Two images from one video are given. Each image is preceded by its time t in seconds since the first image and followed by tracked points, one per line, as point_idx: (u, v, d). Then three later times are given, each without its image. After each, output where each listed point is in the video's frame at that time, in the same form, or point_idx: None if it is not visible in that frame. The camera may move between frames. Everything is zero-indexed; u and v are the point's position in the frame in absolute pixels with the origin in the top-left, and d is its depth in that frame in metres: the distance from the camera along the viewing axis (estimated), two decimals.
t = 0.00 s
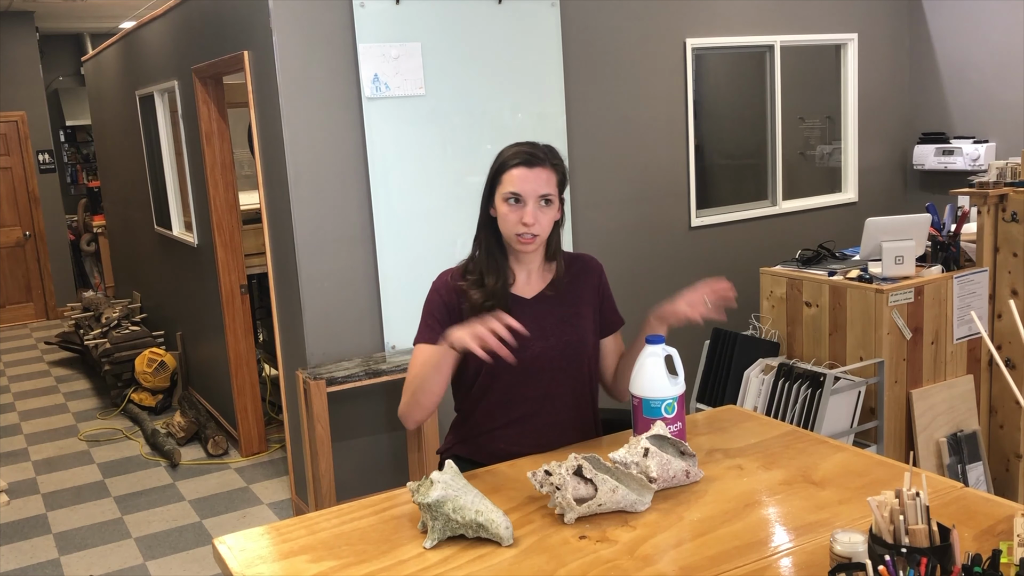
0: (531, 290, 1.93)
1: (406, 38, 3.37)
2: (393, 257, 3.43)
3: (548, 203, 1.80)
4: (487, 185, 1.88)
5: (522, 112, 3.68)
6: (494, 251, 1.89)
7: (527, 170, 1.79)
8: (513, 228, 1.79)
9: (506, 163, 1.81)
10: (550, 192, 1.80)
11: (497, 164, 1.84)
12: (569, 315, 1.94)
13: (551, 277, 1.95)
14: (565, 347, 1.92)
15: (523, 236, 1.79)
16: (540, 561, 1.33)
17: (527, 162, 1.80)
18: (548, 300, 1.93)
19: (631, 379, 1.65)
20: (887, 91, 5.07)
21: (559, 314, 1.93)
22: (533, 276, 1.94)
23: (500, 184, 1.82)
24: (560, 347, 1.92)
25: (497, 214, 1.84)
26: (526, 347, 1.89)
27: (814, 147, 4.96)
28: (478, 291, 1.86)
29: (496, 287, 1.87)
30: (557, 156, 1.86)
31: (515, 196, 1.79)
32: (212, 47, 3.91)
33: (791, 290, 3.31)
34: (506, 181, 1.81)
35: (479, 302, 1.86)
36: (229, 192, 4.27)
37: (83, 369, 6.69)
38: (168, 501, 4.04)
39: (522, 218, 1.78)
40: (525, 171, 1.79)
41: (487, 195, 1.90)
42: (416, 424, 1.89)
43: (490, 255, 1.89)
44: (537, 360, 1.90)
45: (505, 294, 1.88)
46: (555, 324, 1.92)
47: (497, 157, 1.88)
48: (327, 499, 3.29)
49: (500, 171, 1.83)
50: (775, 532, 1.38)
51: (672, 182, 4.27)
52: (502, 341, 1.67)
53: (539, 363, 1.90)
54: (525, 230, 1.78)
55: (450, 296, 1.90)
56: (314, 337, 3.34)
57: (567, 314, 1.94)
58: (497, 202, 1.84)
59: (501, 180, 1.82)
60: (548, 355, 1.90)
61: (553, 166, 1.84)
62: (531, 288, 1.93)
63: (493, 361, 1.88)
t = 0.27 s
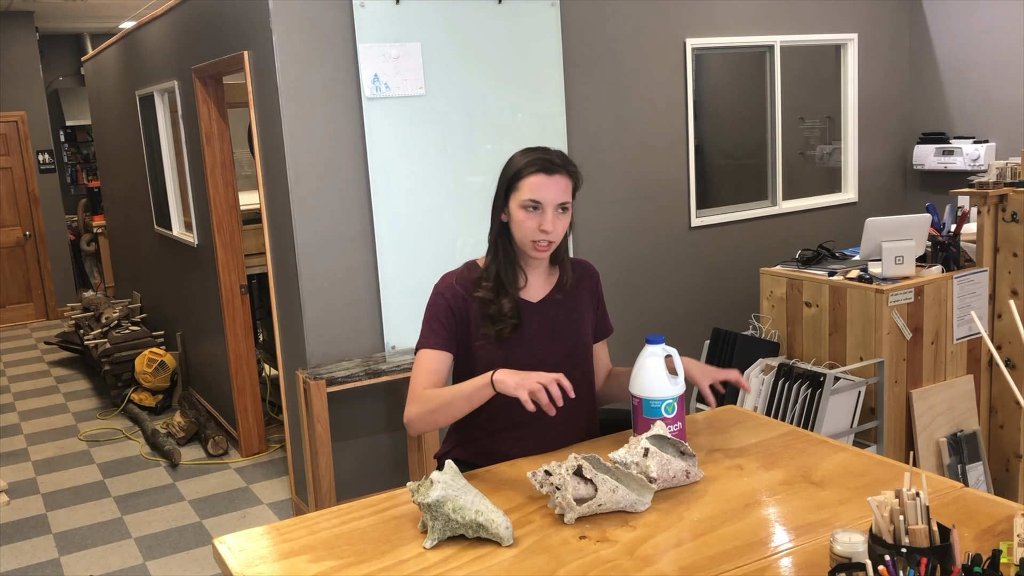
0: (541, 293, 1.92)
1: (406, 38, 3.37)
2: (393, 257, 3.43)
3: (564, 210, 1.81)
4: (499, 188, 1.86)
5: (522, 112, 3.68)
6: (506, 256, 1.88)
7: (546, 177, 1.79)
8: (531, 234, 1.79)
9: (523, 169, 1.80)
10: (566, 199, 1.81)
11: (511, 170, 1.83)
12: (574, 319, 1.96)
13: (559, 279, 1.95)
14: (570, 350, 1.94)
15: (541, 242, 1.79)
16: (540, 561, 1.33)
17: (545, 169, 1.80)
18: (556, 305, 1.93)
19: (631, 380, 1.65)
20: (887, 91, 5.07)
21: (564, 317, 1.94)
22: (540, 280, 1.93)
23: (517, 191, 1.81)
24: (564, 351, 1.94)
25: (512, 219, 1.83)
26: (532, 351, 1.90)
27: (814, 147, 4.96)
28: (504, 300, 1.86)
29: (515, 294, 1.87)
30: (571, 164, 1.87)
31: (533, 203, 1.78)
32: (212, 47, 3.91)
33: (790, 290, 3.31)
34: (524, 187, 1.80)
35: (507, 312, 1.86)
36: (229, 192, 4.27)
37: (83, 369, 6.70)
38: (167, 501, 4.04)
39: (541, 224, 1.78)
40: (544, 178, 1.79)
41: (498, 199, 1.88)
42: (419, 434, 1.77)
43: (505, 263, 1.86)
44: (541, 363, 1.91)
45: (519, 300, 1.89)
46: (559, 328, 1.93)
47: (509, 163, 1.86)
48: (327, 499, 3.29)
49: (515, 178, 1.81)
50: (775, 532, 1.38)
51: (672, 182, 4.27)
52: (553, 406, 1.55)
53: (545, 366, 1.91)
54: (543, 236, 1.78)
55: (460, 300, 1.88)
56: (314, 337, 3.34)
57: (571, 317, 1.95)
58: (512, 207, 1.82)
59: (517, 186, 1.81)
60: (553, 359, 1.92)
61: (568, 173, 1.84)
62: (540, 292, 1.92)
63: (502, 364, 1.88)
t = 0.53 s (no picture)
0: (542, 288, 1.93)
1: (406, 39, 3.37)
2: (394, 257, 3.43)
3: (562, 204, 1.82)
4: (495, 187, 1.85)
5: (522, 112, 3.68)
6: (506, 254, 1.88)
7: (542, 173, 1.79)
8: (532, 231, 1.80)
9: (519, 166, 1.80)
10: (564, 192, 1.81)
11: (507, 169, 1.82)
12: (575, 315, 1.95)
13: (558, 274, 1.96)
14: (571, 346, 1.93)
15: (542, 238, 1.80)
16: (540, 561, 1.33)
17: (541, 165, 1.80)
18: (556, 301, 1.93)
19: (632, 380, 1.65)
20: (887, 91, 5.07)
21: (565, 315, 1.93)
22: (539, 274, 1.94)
23: (515, 188, 1.80)
24: (565, 347, 1.93)
25: (510, 217, 1.83)
26: (534, 350, 1.89)
27: (814, 146, 4.96)
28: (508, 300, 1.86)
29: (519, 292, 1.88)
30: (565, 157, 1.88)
31: (532, 200, 1.78)
32: (212, 47, 3.91)
33: (791, 290, 3.31)
34: (521, 185, 1.79)
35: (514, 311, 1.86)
36: (229, 192, 4.27)
37: (83, 369, 6.70)
38: (167, 501, 4.04)
39: (542, 221, 1.79)
40: (540, 174, 1.79)
41: (493, 197, 1.87)
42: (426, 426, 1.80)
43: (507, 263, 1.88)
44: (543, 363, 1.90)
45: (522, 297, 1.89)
46: (560, 327, 1.93)
47: (502, 161, 1.86)
48: (327, 499, 3.29)
49: (512, 176, 1.81)
50: (775, 532, 1.38)
51: (672, 182, 4.27)
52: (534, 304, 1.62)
53: (546, 364, 1.90)
54: (544, 232, 1.80)
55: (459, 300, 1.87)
56: (314, 337, 3.34)
57: (571, 316, 1.94)
58: (510, 206, 1.82)
59: (514, 184, 1.80)
60: (555, 355, 1.91)
61: (563, 167, 1.85)
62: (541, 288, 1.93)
63: (503, 362, 1.87)
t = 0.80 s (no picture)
0: (533, 292, 1.93)
1: (406, 39, 3.37)
2: (393, 257, 3.43)
3: (553, 209, 1.83)
4: (487, 191, 1.86)
5: (522, 112, 3.68)
6: (498, 258, 1.89)
7: (533, 178, 1.80)
8: (523, 237, 1.81)
9: (510, 171, 1.80)
10: (555, 198, 1.82)
11: (498, 173, 1.83)
12: (569, 316, 1.95)
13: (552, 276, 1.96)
14: (567, 347, 1.93)
15: (533, 244, 1.81)
16: (540, 561, 1.33)
17: (532, 170, 1.80)
18: (550, 303, 1.93)
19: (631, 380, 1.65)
20: (887, 91, 5.07)
21: (561, 315, 1.94)
22: (533, 276, 1.94)
23: (506, 194, 1.81)
24: (559, 349, 1.93)
25: (502, 222, 1.84)
26: (529, 350, 1.90)
27: (814, 147, 4.96)
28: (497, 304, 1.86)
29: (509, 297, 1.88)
30: (557, 161, 1.88)
31: (523, 206, 1.80)
32: (212, 47, 3.90)
33: (790, 290, 3.31)
34: (512, 191, 1.80)
35: (502, 316, 1.85)
36: (229, 192, 4.27)
37: (83, 369, 6.70)
38: (167, 501, 4.04)
39: (532, 227, 1.80)
40: (531, 179, 1.79)
41: (485, 201, 1.87)
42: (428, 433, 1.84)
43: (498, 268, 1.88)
44: (539, 363, 1.90)
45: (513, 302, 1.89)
46: (556, 327, 1.93)
47: (494, 164, 1.86)
48: (327, 499, 3.29)
49: (503, 181, 1.81)
50: (775, 532, 1.38)
51: (672, 182, 4.27)
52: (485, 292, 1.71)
53: (541, 366, 1.91)
54: (535, 239, 1.81)
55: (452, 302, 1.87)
56: (314, 337, 3.34)
57: (567, 316, 1.94)
58: (501, 211, 1.83)
59: (505, 189, 1.81)
60: (550, 357, 1.91)
61: (554, 172, 1.85)
62: (533, 290, 1.93)
63: (496, 364, 1.88)
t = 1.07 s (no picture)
0: (531, 294, 1.93)
1: (406, 39, 3.37)
2: (393, 257, 3.43)
3: (548, 212, 1.81)
4: (482, 196, 1.86)
5: (522, 112, 3.68)
6: (496, 262, 1.88)
7: (525, 182, 1.79)
8: (519, 240, 1.79)
9: (503, 175, 1.80)
10: (549, 200, 1.81)
11: (492, 178, 1.83)
12: (566, 318, 1.94)
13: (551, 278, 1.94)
14: (563, 349, 1.93)
15: (530, 247, 1.79)
16: (540, 561, 1.33)
17: (524, 173, 1.79)
18: (547, 305, 1.93)
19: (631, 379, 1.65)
20: (887, 91, 5.07)
21: (558, 317, 1.93)
22: (531, 278, 1.94)
23: (500, 198, 1.81)
24: (556, 351, 1.93)
25: (498, 227, 1.83)
26: (525, 352, 1.90)
27: (814, 147, 4.95)
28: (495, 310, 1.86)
29: (507, 301, 1.87)
30: (551, 164, 1.87)
31: (516, 210, 1.78)
32: (212, 47, 3.90)
33: (790, 290, 3.31)
34: (506, 196, 1.79)
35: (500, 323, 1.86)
36: (229, 192, 4.27)
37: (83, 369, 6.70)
38: (168, 501, 4.04)
39: (527, 230, 1.78)
40: (523, 183, 1.79)
41: (482, 206, 1.88)
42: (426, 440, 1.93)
43: (496, 271, 1.87)
44: (536, 365, 1.91)
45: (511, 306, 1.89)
46: (554, 329, 1.93)
47: (490, 167, 1.86)
48: (327, 499, 3.29)
49: (497, 186, 1.81)
50: (775, 532, 1.38)
51: (672, 182, 4.27)
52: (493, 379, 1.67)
53: (537, 368, 1.91)
54: (531, 242, 1.78)
55: (448, 310, 1.92)
56: (314, 337, 3.34)
57: (565, 318, 1.94)
58: (497, 216, 1.83)
59: (499, 194, 1.81)
60: (546, 359, 1.92)
61: (548, 174, 1.84)
62: (532, 292, 1.93)
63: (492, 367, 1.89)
